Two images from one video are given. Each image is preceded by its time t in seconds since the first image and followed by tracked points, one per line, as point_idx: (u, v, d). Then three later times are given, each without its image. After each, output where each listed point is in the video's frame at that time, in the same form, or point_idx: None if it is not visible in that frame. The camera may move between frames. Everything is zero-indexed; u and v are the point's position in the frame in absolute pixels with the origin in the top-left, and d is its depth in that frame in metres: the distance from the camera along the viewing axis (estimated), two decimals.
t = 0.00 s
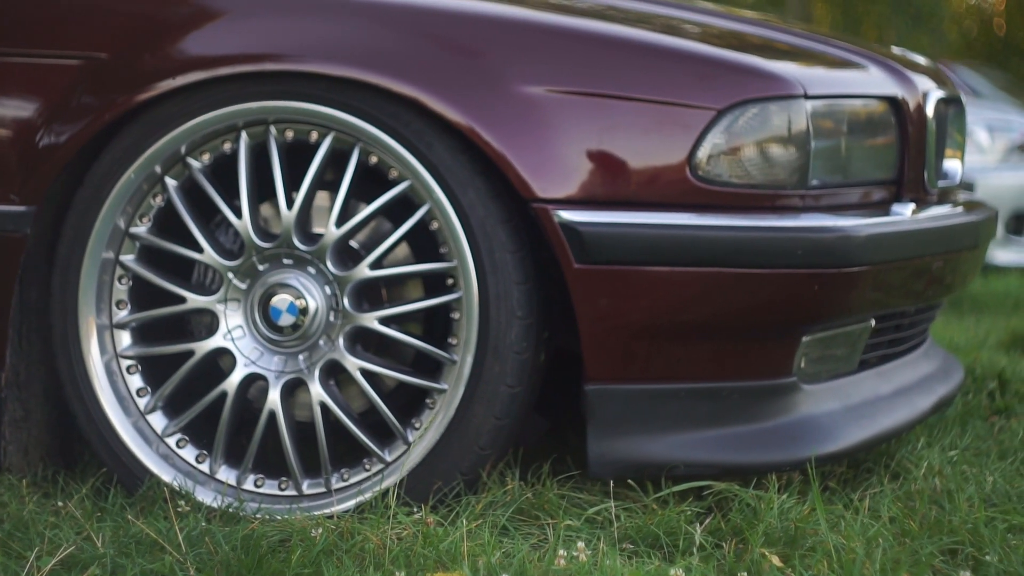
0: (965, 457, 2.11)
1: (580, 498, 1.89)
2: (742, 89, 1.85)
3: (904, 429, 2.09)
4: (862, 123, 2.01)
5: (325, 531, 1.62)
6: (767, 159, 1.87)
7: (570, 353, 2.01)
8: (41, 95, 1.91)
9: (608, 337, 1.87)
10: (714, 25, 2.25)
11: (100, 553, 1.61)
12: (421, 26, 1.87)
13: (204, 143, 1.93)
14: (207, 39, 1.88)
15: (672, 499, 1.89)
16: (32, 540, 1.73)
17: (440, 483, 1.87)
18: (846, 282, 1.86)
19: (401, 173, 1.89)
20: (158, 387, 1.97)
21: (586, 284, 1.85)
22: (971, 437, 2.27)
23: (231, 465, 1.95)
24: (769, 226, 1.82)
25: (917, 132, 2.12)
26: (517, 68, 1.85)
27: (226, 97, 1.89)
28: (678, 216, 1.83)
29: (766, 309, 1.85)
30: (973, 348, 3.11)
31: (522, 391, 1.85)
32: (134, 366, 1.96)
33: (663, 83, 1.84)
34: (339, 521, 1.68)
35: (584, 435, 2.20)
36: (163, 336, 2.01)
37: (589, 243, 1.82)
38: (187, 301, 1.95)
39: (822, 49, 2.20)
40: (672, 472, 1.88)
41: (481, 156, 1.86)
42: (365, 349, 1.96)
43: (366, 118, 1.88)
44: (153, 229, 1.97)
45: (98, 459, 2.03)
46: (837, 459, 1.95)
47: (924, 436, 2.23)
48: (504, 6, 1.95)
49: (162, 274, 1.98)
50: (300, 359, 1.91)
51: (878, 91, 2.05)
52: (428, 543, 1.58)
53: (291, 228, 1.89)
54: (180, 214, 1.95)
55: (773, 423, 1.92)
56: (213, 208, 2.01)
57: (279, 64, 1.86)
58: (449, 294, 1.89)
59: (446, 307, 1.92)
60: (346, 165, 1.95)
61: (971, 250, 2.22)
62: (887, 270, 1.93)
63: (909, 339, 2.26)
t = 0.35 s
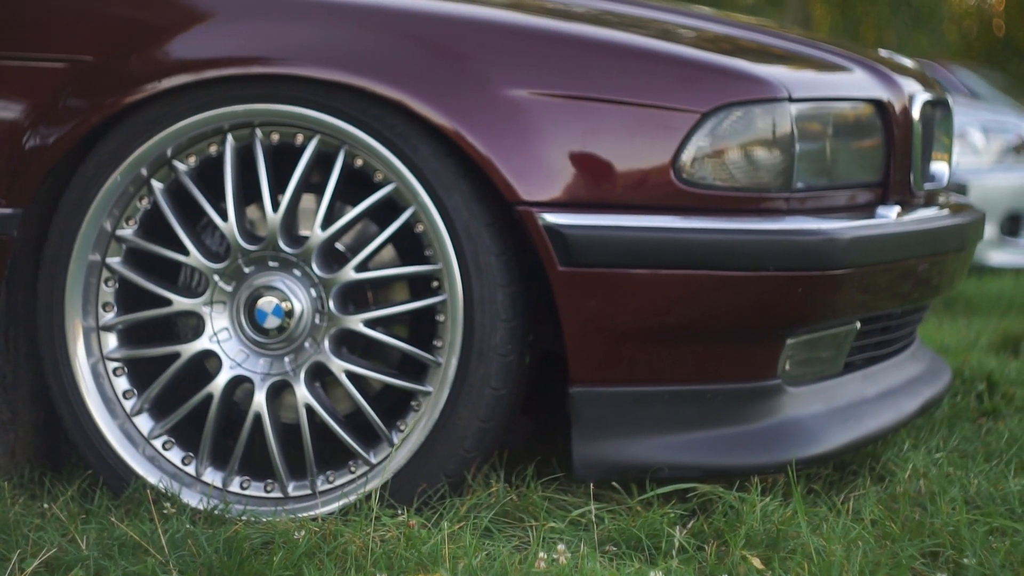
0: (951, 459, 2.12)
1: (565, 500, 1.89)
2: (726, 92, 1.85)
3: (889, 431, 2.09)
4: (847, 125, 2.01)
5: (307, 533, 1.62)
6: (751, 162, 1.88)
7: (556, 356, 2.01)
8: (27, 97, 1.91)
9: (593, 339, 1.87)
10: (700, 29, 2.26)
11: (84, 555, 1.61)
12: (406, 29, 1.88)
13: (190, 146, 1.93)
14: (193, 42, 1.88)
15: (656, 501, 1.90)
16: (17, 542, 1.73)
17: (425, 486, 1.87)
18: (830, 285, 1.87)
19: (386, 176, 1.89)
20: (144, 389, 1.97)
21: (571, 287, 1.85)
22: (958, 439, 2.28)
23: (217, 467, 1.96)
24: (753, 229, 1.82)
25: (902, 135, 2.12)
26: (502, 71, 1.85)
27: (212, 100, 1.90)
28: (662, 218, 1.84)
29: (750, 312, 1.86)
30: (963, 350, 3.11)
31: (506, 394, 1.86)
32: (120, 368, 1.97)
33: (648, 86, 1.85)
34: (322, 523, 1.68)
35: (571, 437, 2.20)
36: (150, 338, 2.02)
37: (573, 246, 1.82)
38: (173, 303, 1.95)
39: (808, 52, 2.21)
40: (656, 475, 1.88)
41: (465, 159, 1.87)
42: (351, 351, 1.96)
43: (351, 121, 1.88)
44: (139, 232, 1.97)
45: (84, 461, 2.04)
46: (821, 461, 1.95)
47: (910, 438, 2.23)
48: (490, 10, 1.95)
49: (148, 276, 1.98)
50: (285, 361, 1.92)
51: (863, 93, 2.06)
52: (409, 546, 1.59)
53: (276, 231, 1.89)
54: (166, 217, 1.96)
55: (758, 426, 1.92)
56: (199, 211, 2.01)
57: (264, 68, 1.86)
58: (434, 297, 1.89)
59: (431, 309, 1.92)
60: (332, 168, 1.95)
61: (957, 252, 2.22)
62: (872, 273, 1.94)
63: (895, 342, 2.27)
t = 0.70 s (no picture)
0: (935, 461, 2.12)
1: (547, 502, 1.90)
2: (708, 95, 1.86)
3: (872, 433, 2.10)
4: (830, 128, 2.02)
5: (288, 535, 1.62)
6: (733, 165, 1.88)
7: (539, 358, 2.02)
8: (12, 100, 1.92)
9: (575, 341, 1.88)
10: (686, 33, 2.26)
11: (65, 557, 1.61)
12: (389, 32, 1.88)
13: (174, 148, 1.94)
14: (177, 46, 1.89)
15: (638, 503, 1.90)
16: None
17: (407, 487, 1.88)
18: (811, 287, 1.87)
19: (369, 179, 1.90)
20: (129, 391, 1.98)
21: (553, 290, 1.85)
22: (943, 441, 2.28)
23: (201, 469, 1.96)
24: (734, 231, 1.83)
25: (886, 138, 2.13)
26: (484, 74, 1.86)
27: (196, 103, 1.90)
28: (643, 221, 1.84)
29: (731, 314, 1.86)
30: (951, 352, 3.12)
31: (489, 396, 1.86)
32: (105, 370, 1.97)
33: (630, 89, 1.85)
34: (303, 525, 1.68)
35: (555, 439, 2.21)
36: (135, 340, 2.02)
37: (555, 249, 1.83)
38: (157, 306, 1.96)
39: (792, 55, 2.22)
40: (638, 476, 1.88)
41: (448, 162, 1.87)
42: (335, 354, 1.96)
43: (335, 124, 1.89)
44: (124, 234, 1.97)
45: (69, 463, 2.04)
46: (803, 463, 1.96)
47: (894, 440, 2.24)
48: (473, 13, 1.96)
49: (133, 279, 1.99)
50: (269, 363, 1.92)
51: (846, 97, 2.06)
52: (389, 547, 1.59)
53: (260, 233, 1.90)
54: (150, 220, 1.96)
55: (740, 428, 1.93)
56: (183, 214, 2.02)
57: (247, 71, 1.86)
58: (417, 299, 1.90)
59: (415, 312, 1.93)
60: (315, 170, 1.96)
61: (941, 254, 2.23)
62: (854, 275, 1.94)
63: (879, 344, 2.28)
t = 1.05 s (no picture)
0: (919, 462, 2.13)
1: (531, 503, 1.90)
2: (691, 98, 1.86)
3: (857, 435, 2.10)
4: (814, 131, 2.03)
5: (270, 536, 1.63)
6: (717, 168, 1.89)
7: (524, 360, 2.03)
8: None
9: (559, 344, 1.88)
10: (672, 36, 2.27)
11: (49, 558, 1.62)
12: (373, 35, 1.89)
13: (160, 151, 1.94)
14: (162, 49, 1.89)
15: (622, 504, 1.91)
16: None
17: (391, 489, 1.89)
18: (795, 289, 1.88)
19: (354, 182, 1.90)
20: (115, 393, 1.98)
21: (537, 292, 1.86)
22: (928, 442, 2.29)
23: (186, 470, 1.96)
24: (717, 234, 1.84)
25: (871, 140, 2.14)
26: (468, 77, 1.86)
27: (181, 105, 1.91)
28: (627, 223, 1.85)
29: (714, 316, 1.87)
30: (940, 354, 3.13)
31: (473, 398, 1.87)
32: (91, 372, 1.97)
33: (613, 92, 1.86)
34: (286, 526, 1.69)
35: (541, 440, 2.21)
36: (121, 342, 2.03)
37: (538, 251, 1.83)
38: (142, 308, 1.96)
39: (777, 58, 2.22)
40: (622, 478, 1.89)
41: (432, 164, 1.88)
42: (320, 356, 1.97)
43: (319, 127, 1.89)
44: (110, 236, 1.98)
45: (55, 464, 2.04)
46: (787, 465, 1.96)
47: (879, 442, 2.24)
48: (458, 17, 1.96)
49: (119, 281, 1.99)
50: (254, 365, 1.93)
51: (830, 99, 2.07)
52: (370, 549, 1.60)
53: (245, 236, 1.90)
54: (136, 222, 1.96)
55: (723, 429, 1.94)
56: (169, 216, 2.02)
57: (232, 73, 1.87)
58: (401, 301, 1.91)
59: (399, 314, 1.94)
60: (300, 173, 1.96)
61: (926, 257, 2.23)
62: (838, 278, 1.95)
63: (865, 345, 2.28)
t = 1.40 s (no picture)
0: (903, 462, 2.13)
1: (514, 503, 1.91)
2: (674, 98, 1.87)
3: (841, 435, 2.11)
4: (798, 132, 2.03)
5: (252, 535, 1.63)
6: (700, 168, 1.89)
7: (508, 360, 2.03)
8: None
9: (543, 344, 1.89)
10: (658, 37, 2.27)
11: (32, 557, 1.62)
12: (357, 37, 1.90)
13: (145, 152, 1.94)
14: (147, 50, 1.90)
15: (605, 504, 1.91)
16: None
17: (375, 489, 1.89)
18: (778, 290, 1.89)
19: (337, 183, 1.91)
20: (100, 393, 1.98)
21: (520, 292, 1.86)
22: (913, 441, 2.29)
23: (171, 470, 1.97)
24: (699, 234, 1.84)
25: (856, 141, 2.14)
26: (451, 78, 1.87)
27: (166, 106, 1.91)
28: (610, 224, 1.85)
29: (697, 316, 1.88)
30: (930, 354, 3.13)
31: (456, 398, 1.88)
32: (76, 372, 1.98)
33: (596, 93, 1.86)
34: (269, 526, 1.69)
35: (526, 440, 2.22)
36: (107, 343, 2.03)
37: (521, 252, 1.84)
38: (127, 308, 1.97)
39: (762, 59, 2.23)
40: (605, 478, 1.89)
41: (416, 165, 1.88)
42: (305, 356, 1.97)
43: (303, 128, 1.90)
44: (95, 237, 1.98)
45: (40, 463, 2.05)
46: (770, 464, 1.97)
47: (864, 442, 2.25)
48: (443, 18, 1.97)
49: (104, 281, 1.99)
50: (239, 365, 1.93)
51: (814, 100, 2.08)
52: (351, 549, 1.60)
53: (229, 236, 1.91)
54: (121, 223, 1.97)
55: (707, 430, 1.94)
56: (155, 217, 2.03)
57: (215, 75, 1.87)
58: (385, 302, 1.91)
59: (383, 314, 1.94)
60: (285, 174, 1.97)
61: (911, 257, 2.24)
62: (821, 278, 1.96)
63: (850, 345, 2.29)
